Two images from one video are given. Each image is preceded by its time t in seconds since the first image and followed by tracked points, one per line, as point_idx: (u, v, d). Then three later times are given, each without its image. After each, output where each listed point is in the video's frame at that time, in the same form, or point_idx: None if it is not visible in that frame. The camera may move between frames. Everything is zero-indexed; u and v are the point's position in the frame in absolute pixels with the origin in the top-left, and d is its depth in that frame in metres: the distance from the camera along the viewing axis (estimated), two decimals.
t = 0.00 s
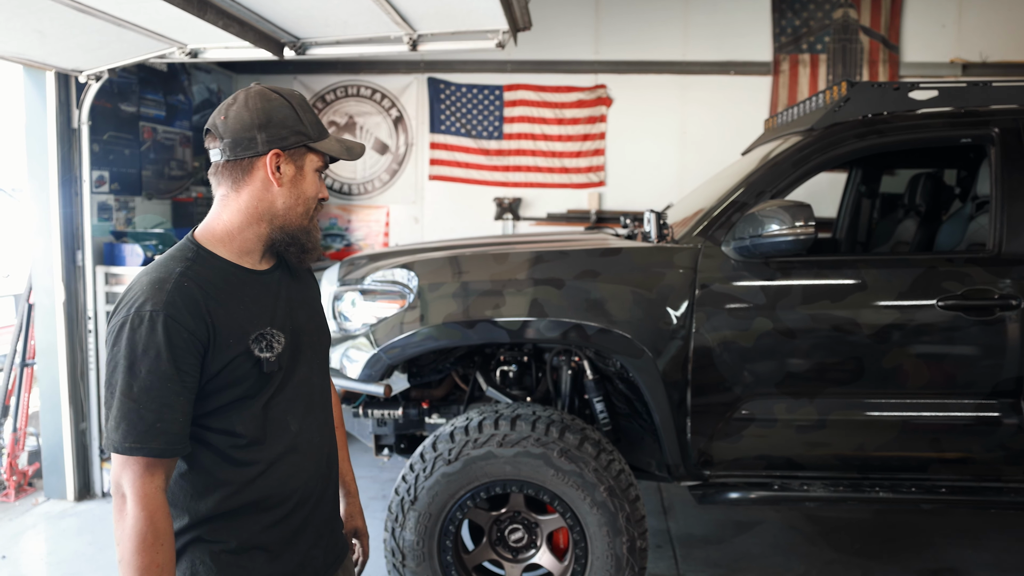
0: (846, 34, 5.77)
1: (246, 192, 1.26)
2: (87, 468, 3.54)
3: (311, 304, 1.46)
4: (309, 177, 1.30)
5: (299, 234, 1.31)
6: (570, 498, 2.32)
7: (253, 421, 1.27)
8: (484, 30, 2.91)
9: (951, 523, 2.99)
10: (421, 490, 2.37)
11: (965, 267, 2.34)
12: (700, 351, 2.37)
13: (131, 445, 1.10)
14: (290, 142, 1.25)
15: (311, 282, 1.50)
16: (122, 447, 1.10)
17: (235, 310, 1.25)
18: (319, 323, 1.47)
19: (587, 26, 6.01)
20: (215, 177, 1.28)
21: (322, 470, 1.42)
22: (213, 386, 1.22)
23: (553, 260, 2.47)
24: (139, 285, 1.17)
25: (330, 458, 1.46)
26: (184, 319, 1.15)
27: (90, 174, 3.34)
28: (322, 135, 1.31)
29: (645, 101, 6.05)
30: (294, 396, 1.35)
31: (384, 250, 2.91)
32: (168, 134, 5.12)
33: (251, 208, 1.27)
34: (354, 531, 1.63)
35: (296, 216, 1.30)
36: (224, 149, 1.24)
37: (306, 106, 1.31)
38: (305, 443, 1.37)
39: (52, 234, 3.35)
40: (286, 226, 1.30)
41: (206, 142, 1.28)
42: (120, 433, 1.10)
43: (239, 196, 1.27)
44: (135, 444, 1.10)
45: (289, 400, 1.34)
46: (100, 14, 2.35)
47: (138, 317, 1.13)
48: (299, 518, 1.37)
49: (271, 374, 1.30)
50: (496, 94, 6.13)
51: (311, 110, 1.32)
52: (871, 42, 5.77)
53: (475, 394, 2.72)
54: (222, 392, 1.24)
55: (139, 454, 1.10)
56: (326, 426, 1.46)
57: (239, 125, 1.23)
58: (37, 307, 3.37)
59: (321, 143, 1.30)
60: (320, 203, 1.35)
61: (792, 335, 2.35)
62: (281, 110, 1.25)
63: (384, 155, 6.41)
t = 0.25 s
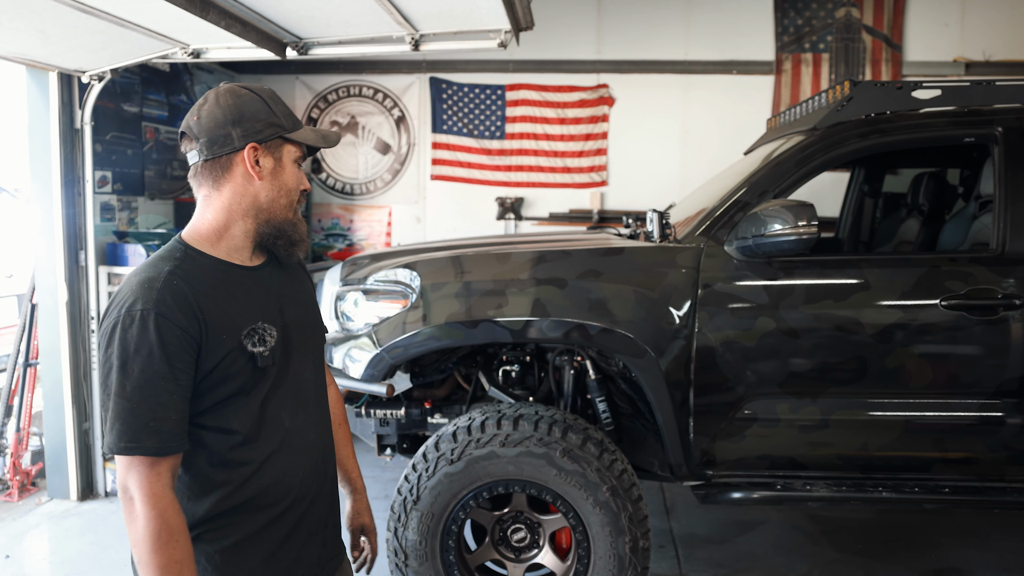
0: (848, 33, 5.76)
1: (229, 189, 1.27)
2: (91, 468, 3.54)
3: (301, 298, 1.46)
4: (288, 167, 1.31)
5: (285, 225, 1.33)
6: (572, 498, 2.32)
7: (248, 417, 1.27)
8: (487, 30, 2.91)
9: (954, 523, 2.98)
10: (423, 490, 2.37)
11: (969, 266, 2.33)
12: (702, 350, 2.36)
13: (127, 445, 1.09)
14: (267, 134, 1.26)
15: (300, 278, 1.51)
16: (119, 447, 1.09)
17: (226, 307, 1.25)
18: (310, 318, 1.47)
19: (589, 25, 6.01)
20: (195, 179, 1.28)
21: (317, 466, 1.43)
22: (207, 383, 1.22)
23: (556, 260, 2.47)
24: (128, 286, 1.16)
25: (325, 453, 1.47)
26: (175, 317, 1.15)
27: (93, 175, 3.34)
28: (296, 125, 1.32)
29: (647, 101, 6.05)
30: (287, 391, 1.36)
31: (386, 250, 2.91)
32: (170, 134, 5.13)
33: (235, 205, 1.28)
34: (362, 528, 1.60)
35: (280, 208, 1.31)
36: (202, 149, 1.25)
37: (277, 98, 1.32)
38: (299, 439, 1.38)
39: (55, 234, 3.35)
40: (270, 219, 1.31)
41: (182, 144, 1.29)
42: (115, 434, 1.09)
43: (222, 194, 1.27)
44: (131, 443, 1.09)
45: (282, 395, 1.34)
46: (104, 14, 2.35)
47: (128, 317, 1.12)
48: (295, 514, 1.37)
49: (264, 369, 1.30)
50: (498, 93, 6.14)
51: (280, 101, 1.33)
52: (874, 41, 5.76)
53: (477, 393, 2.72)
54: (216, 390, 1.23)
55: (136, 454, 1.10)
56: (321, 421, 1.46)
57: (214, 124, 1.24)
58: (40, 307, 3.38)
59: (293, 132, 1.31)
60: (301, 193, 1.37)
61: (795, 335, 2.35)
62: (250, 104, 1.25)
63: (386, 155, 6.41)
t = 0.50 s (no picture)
0: (850, 33, 5.75)
1: (214, 189, 1.26)
2: (92, 469, 3.55)
3: (297, 292, 1.46)
4: (274, 164, 1.30)
5: (272, 223, 1.31)
6: (574, 497, 2.33)
7: (248, 412, 1.27)
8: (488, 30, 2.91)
9: (955, 523, 2.99)
10: (425, 489, 2.37)
11: (970, 266, 2.33)
12: (703, 350, 2.37)
13: (131, 442, 1.09)
14: (250, 132, 1.25)
15: (296, 272, 1.51)
16: (120, 444, 1.09)
17: (223, 302, 1.25)
18: (306, 312, 1.47)
19: (590, 25, 6.00)
20: (182, 180, 1.28)
21: (316, 461, 1.43)
22: (207, 379, 1.22)
23: (557, 260, 2.47)
24: (126, 283, 1.16)
25: (323, 447, 1.46)
26: (173, 312, 1.15)
27: (94, 175, 3.34)
28: (279, 123, 1.31)
29: (648, 100, 6.04)
30: (285, 385, 1.35)
31: (388, 250, 2.91)
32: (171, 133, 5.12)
33: (222, 204, 1.27)
34: (380, 520, 1.61)
35: (267, 205, 1.30)
36: (186, 151, 1.25)
37: (260, 97, 1.31)
38: (298, 434, 1.37)
39: (56, 235, 3.35)
40: (258, 217, 1.30)
41: (166, 146, 1.28)
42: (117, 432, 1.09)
43: (209, 194, 1.27)
44: (133, 440, 1.09)
45: (280, 389, 1.34)
46: (104, 14, 2.35)
47: (126, 314, 1.12)
48: (291, 510, 1.36)
49: (262, 363, 1.30)
50: (499, 92, 6.13)
51: (263, 99, 1.31)
52: (875, 41, 5.75)
53: (479, 393, 2.72)
54: (216, 385, 1.23)
55: (140, 451, 1.10)
56: (319, 416, 1.46)
57: (196, 125, 1.23)
58: (41, 308, 3.37)
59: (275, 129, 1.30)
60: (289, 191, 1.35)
61: (797, 335, 2.35)
62: (231, 103, 1.24)
63: (387, 154, 6.40)
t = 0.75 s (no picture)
0: (852, 32, 5.74)
1: (209, 190, 1.26)
2: (93, 468, 3.55)
3: (293, 292, 1.45)
4: (269, 166, 1.29)
5: (266, 224, 1.30)
6: (575, 498, 2.33)
7: (245, 413, 1.27)
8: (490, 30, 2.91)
9: (957, 523, 2.98)
10: (426, 489, 2.37)
11: (972, 266, 2.33)
12: (705, 350, 2.37)
13: (125, 444, 1.09)
14: (245, 134, 1.24)
15: (293, 272, 1.51)
16: (115, 447, 1.09)
17: (219, 303, 1.24)
18: (304, 312, 1.47)
19: (591, 25, 6.00)
20: (178, 181, 1.28)
21: (314, 462, 1.42)
22: (202, 381, 1.22)
23: (559, 260, 2.47)
24: (122, 285, 1.16)
25: (321, 448, 1.46)
26: (168, 314, 1.15)
27: (96, 175, 3.34)
28: (275, 124, 1.30)
29: (649, 100, 6.04)
30: (282, 386, 1.35)
31: (390, 250, 2.91)
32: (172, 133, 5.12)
33: (218, 205, 1.27)
34: (378, 521, 1.58)
35: (262, 207, 1.30)
36: (182, 152, 1.24)
37: (258, 99, 1.30)
38: (296, 434, 1.37)
39: (57, 235, 3.35)
40: (254, 219, 1.29)
41: (162, 147, 1.28)
42: (111, 434, 1.09)
43: (204, 195, 1.26)
44: (128, 442, 1.09)
45: (277, 390, 1.34)
46: (106, 14, 2.35)
47: (121, 315, 1.12)
48: (289, 512, 1.35)
49: (259, 364, 1.30)
50: (501, 92, 6.13)
51: (259, 100, 1.31)
52: (877, 40, 5.75)
53: (480, 393, 2.72)
54: (212, 387, 1.23)
55: (134, 453, 1.10)
56: (317, 416, 1.46)
57: (192, 126, 1.23)
58: (43, 308, 3.37)
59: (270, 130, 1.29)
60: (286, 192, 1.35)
61: (798, 335, 2.35)
62: (226, 104, 1.24)
63: (388, 154, 6.40)
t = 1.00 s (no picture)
0: (852, 33, 5.75)
1: (208, 192, 1.25)
2: (94, 469, 3.54)
3: (292, 296, 1.45)
4: (268, 169, 1.29)
5: (264, 228, 1.30)
6: (577, 499, 2.32)
7: (242, 418, 1.26)
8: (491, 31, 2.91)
9: (959, 523, 2.98)
10: (428, 490, 2.37)
11: (973, 266, 2.33)
12: (706, 351, 2.36)
13: (119, 449, 1.09)
14: (245, 136, 1.24)
15: (293, 276, 1.50)
16: (110, 450, 1.09)
17: (216, 307, 1.24)
18: (303, 316, 1.46)
19: (592, 25, 6.01)
20: (177, 183, 1.27)
21: (312, 464, 1.41)
22: (198, 385, 1.21)
23: (560, 260, 2.47)
24: (118, 289, 1.16)
25: (320, 452, 1.45)
26: (164, 317, 1.14)
27: (97, 175, 3.34)
28: (274, 125, 1.30)
29: (650, 101, 6.05)
30: (279, 390, 1.34)
31: (392, 250, 2.91)
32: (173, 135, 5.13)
33: (217, 207, 1.26)
34: (366, 527, 1.59)
35: (258, 209, 1.28)
36: (181, 154, 1.24)
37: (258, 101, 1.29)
38: (294, 438, 1.36)
39: (59, 235, 3.35)
40: (253, 221, 1.28)
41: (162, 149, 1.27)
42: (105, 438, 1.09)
43: (203, 197, 1.26)
44: (122, 446, 1.09)
45: (275, 393, 1.33)
46: (107, 15, 2.35)
47: (117, 319, 1.12)
48: (289, 514, 1.35)
49: (256, 368, 1.29)
50: (501, 93, 6.14)
51: (259, 101, 1.30)
52: (878, 40, 5.75)
53: (482, 394, 2.71)
54: (207, 391, 1.23)
55: (128, 456, 1.09)
56: (316, 419, 1.45)
57: (192, 127, 1.22)
58: (44, 308, 3.36)
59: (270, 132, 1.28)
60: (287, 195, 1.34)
61: (799, 335, 2.34)
62: (225, 106, 1.23)
63: (389, 155, 6.41)
